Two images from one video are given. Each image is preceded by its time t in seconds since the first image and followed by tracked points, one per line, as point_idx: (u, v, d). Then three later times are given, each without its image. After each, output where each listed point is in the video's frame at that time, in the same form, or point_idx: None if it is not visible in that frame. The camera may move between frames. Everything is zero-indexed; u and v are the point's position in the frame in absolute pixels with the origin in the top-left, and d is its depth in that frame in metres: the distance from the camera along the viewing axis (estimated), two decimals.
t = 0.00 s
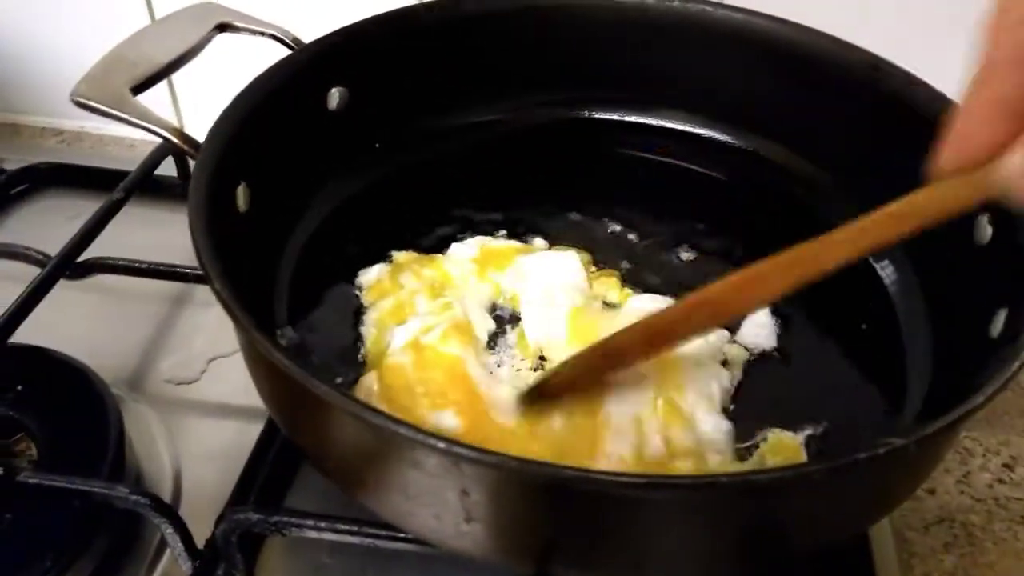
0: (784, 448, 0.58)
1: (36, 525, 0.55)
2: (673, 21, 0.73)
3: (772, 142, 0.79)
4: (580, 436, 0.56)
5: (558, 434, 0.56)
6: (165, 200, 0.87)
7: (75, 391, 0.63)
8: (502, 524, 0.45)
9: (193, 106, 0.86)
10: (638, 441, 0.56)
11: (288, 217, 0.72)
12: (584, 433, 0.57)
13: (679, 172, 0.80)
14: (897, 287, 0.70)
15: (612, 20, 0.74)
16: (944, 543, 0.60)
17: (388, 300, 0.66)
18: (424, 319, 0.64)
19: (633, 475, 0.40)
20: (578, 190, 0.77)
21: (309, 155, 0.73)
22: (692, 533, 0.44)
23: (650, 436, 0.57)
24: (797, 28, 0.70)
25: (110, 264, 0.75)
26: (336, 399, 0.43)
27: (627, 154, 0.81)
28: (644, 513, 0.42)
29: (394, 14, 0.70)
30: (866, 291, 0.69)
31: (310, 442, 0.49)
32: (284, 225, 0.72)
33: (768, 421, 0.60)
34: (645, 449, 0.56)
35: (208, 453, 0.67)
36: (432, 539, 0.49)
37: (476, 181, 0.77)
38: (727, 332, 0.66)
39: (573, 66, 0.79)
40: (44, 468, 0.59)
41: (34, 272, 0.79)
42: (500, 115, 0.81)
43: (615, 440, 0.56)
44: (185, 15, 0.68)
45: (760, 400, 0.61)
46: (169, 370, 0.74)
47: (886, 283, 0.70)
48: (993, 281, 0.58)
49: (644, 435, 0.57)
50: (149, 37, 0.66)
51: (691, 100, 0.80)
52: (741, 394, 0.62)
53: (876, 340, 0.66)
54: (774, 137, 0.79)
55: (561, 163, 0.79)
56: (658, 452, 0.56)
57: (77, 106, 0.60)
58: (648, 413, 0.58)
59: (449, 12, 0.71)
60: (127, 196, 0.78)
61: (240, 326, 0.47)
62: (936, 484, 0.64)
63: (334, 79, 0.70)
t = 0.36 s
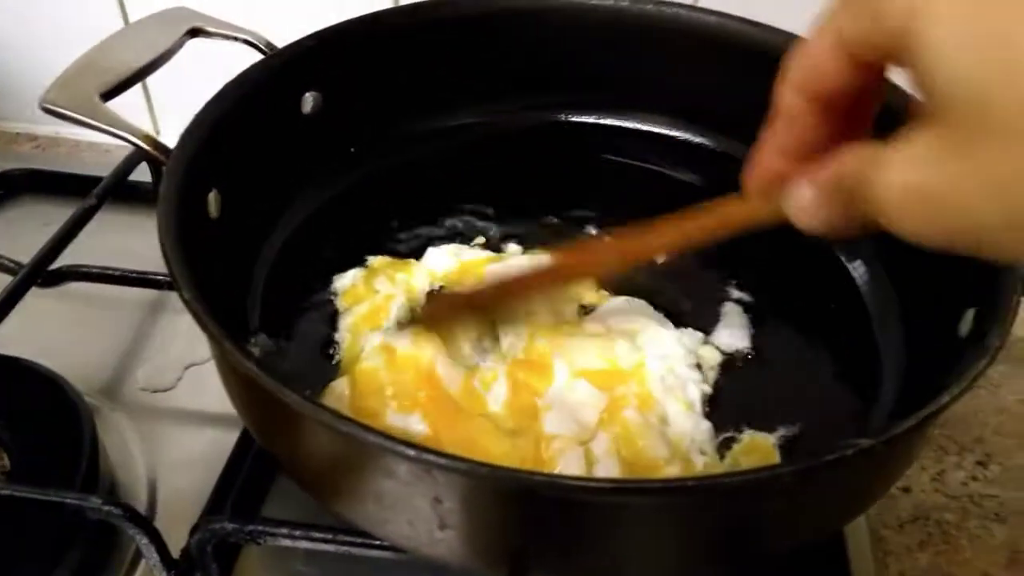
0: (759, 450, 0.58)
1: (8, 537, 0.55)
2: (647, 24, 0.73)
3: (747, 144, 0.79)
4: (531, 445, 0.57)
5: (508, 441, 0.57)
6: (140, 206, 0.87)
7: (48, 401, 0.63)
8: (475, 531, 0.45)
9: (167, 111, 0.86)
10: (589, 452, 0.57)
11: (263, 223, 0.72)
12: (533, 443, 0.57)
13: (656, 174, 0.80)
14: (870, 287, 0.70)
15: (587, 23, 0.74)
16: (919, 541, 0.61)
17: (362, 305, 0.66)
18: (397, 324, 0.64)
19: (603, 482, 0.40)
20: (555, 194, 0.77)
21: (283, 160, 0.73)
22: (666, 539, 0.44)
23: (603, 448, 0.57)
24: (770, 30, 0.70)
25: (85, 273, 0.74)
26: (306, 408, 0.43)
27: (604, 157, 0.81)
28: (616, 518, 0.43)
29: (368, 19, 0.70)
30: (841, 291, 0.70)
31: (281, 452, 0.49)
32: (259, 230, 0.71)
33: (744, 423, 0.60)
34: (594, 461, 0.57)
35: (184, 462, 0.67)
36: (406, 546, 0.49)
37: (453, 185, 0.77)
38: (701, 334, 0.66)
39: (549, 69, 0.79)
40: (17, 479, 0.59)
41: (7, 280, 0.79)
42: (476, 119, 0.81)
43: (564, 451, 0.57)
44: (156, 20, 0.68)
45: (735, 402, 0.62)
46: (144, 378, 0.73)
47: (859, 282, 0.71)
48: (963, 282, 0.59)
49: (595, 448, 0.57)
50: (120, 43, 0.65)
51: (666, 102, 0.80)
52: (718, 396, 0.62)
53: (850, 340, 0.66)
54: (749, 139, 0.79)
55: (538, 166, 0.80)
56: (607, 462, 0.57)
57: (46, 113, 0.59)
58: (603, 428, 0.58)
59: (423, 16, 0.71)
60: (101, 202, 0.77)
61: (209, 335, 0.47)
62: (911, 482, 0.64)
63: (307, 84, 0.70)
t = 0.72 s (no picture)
0: (769, 451, 0.58)
1: (17, 533, 0.55)
2: (658, 25, 0.73)
3: (757, 146, 0.79)
4: (550, 450, 0.57)
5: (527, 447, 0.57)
6: (149, 204, 0.87)
7: (58, 397, 0.63)
8: (487, 531, 0.45)
9: (178, 109, 0.86)
10: (609, 459, 0.56)
11: (273, 221, 0.72)
12: (551, 448, 0.57)
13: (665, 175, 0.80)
14: (881, 290, 0.70)
15: (597, 24, 0.74)
16: (929, 544, 0.61)
17: (371, 305, 0.66)
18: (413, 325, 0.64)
19: (617, 482, 0.40)
20: (564, 194, 0.77)
21: (293, 158, 0.72)
22: (678, 541, 0.44)
23: (622, 455, 0.57)
24: (781, 32, 0.70)
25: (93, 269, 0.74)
26: (320, 406, 0.43)
27: (612, 157, 0.81)
28: (628, 519, 0.42)
29: (378, 18, 0.70)
30: (851, 294, 0.70)
31: (292, 450, 0.49)
32: (268, 228, 0.71)
33: (754, 425, 0.60)
34: (612, 464, 0.56)
35: (193, 459, 0.67)
36: (416, 545, 0.49)
37: (462, 185, 0.77)
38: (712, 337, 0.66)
39: (559, 69, 0.79)
40: (26, 475, 0.59)
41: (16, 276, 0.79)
42: (485, 119, 0.81)
43: (582, 454, 0.56)
44: (167, 18, 0.68)
45: (745, 404, 0.62)
46: (153, 375, 0.73)
47: (870, 286, 0.70)
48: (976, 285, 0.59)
49: (614, 455, 0.57)
50: (131, 41, 0.65)
51: (676, 103, 0.80)
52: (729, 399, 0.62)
53: (860, 343, 0.66)
54: (759, 141, 0.79)
55: (547, 167, 0.80)
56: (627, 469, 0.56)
57: (58, 110, 0.59)
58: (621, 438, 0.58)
59: (433, 16, 0.71)
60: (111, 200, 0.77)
61: (222, 332, 0.47)
62: (922, 486, 0.64)
63: (318, 83, 0.69)
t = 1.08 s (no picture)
0: (771, 450, 0.58)
1: (22, 529, 0.55)
2: (661, 24, 0.73)
3: (760, 144, 0.79)
4: (545, 433, 0.57)
5: (521, 427, 0.57)
6: (154, 202, 0.87)
7: (62, 393, 0.63)
8: (487, 526, 0.45)
9: (181, 108, 0.86)
10: (601, 443, 0.57)
11: (276, 220, 0.72)
12: (547, 429, 0.57)
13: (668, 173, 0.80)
14: (884, 289, 0.70)
15: (600, 22, 0.74)
16: (931, 542, 0.61)
17: (376, 301, 0.67)
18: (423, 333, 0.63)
19: (617, 477, 0.40)
20: (567, 192, 0.77)
21: (296, 157, 0.73)
22: (679, 537, 0.44)
23: (616, 444, 0.57)
24: (783, 30, 0.70)
25: (98, 267, 0.75)
26: (321, 402, 0.43)
27: (615, 155, 0.81)
28: (629, 515, 0.42)
29: (381, 17, 0.70)
30: (855, 292, 0.70)
31: (297, 447, 0.49)
32: (272, 228, 0.71)
33: (756, 423, 0.60)
34: (616, 459, 0.56)
35: (196, 457, 0.67)
36: (417, 540, 0.49)
37: (465, 183, 0.78)
38: (715, 334, 0.66)
39: (561, 68, 0.79)
40: (31, 470, 0.59)
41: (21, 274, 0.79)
42: (488, 118, 0.81)
43: (588, 449, 0.56)
44: (171, 18, 0.68)
45: (746, 401, 0.62)
46: (156, 373, 0.73)
47: (874, 285, 0.70)
48: (978, 283, 0.59)
49: (607, 442, 0.57)
50: (135, 39, 0.66)
51: (680, 102, 0.80)
52: (731, 397, 0.62)
53: (863, 341, 0.66)
54: (762, 139, 0.79)
55: (550, 166, 0.80)
56: (620, 461, 0.56)
57: (62, 108, 0.60)
58: (619, 424, 0.58)
59: (436, 15, 0.71)
60: (115, 198, 0.78)
61: (224, 328, 0.47)
62: (923, 483, 0.64)
63: (322, 82, 0.70)
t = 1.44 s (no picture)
0: (782, 445, 0.58)
1: (29, 520, 0.55)
2: (669, 12, 0.72)
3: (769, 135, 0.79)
4: (564, 423, 0.56)
5: (544, 418, 0.56)
6: (159, 193, 0.87)
7: (67, 384, 0.63)
8: (496, 521, 0.45)
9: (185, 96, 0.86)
10: (621, 439, 0.56)
11: (282, 211, 0.71)
12: (566, 419, 0.56)
13: (677, 164, 0.79)
14: (896, 282, 0.69)
15: (608, 11, 0.73)
16: (942, 538, 0.60)
17: (382, 292, 0.66)
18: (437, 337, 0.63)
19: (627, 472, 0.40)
20: (574, 184, 0.77)
21: (301, 147, 0.72)
22: (690, 532, 0.44)
23: (635, 440, 0.56)
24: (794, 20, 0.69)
25: (103, 258, 0.74)
26: (330, 395, 0.43)
27: (623, 146, 0.81)
28: (640, 510, 0.42)
29: (387, 6, 0.69)
30: (865, 285, 0.69)
31: (304, 440, 0.49)
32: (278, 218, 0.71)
33: (767, 417, 0.60)
34: (632, 454, 0.55)
35: (202, 449, 0.67)
36: (425, 534, 0.48)
37: (471, 174, 0.77)
38: (724, 327, 0.65)
39: (569, 58, 0.78)
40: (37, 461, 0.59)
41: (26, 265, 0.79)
42: (495, 108, 0.80)
43: (606, 444, 0.55)
44: (176, 6, 0.67)
45: (756, 394, 0.61)
46: (162, 364, 0.73)
47: (886, 278, 0.70)
48: (992, 276, 0.58)
49: (626, 437, 0.56)
50: (139, 28, 0.65)
51: (688, 92, 0.79)
52: (741, 391, 0.61)
53: (873, 334, 0.66)
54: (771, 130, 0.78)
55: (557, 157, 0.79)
56: (640, 457, 0.55)
57: (66, 97, 0.59)
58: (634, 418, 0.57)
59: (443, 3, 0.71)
60: (119, 188, 0.77)
61: (232, 320, 0.46)
62: (935, 479, 0.64)
63: (327, 71, 0.69)
